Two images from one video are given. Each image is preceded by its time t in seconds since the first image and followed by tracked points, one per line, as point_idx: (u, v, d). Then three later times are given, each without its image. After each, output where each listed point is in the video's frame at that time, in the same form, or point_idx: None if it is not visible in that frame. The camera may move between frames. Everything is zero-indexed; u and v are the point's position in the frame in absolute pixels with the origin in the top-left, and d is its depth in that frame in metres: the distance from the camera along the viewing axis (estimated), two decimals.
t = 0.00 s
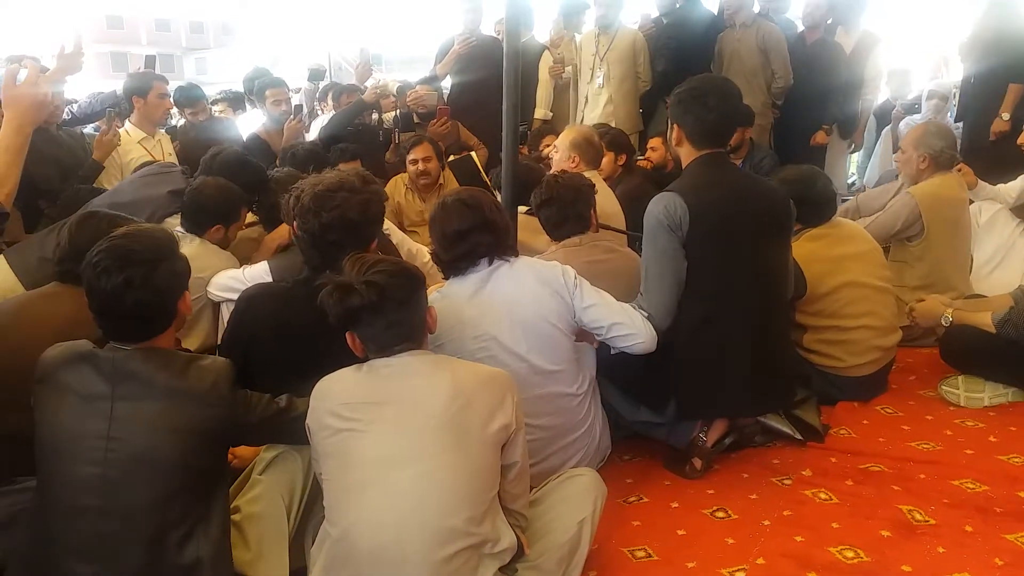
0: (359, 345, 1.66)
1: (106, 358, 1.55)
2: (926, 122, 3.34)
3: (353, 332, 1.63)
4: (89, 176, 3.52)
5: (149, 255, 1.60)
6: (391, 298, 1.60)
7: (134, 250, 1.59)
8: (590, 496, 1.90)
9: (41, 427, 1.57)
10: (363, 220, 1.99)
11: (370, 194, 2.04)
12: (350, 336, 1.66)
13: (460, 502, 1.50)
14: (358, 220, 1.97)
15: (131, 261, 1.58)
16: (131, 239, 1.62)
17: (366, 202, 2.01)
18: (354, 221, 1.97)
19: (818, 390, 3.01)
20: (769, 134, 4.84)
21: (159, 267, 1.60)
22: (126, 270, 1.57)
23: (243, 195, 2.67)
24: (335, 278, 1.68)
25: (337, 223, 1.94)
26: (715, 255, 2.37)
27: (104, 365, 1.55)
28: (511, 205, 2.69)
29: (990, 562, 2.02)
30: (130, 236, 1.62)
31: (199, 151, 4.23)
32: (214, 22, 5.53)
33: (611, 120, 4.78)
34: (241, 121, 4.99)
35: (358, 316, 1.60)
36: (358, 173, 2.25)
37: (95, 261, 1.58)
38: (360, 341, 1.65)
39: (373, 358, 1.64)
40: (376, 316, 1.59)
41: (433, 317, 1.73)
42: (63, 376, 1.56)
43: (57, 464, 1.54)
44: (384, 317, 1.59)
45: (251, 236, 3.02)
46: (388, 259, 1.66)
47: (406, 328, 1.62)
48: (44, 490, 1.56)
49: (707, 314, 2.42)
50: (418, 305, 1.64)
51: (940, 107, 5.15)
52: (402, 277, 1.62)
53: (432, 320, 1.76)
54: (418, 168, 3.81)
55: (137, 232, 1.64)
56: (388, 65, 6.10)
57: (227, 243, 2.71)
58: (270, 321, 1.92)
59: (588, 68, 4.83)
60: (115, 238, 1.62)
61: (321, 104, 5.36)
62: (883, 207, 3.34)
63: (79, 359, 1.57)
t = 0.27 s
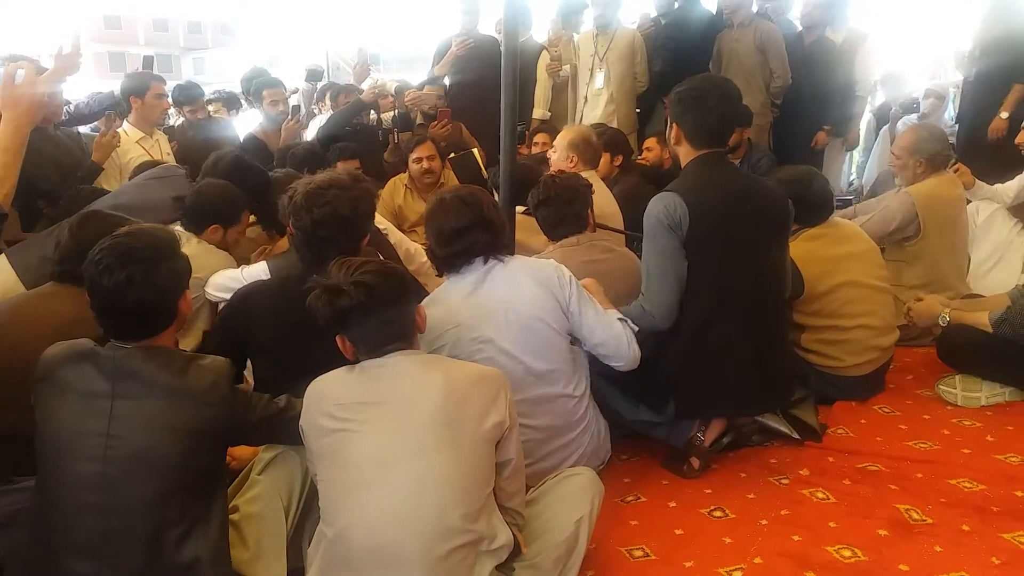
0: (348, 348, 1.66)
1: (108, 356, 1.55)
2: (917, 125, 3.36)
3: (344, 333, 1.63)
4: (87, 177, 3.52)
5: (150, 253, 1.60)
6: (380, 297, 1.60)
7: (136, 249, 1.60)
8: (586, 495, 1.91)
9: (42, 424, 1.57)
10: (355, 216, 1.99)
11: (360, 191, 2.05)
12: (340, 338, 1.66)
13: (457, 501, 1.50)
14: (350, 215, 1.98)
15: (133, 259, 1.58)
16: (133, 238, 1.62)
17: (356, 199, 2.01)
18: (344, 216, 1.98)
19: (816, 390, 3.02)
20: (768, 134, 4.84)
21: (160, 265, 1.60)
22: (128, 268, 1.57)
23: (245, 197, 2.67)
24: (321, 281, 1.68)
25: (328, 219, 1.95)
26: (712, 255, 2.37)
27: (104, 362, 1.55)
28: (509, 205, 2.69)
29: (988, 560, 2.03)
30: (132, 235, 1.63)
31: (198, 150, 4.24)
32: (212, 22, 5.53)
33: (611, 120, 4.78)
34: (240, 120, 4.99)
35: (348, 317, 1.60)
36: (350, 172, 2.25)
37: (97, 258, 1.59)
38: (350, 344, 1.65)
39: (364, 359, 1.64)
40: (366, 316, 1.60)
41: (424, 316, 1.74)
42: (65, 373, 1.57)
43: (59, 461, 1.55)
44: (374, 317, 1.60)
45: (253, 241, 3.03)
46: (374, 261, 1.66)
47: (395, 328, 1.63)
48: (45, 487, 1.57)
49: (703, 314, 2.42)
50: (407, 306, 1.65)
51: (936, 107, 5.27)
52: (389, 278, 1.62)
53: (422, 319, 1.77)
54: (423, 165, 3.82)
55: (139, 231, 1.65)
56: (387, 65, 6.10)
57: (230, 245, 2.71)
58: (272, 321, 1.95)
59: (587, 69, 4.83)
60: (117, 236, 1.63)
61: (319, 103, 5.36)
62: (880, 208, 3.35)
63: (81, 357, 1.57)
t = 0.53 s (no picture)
0: (349, 348, 1.65)
1: (98, 355, 1.55)
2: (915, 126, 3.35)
3: (344, 334, 1.63)
4: (88, 176, 3.52)
5: (133, 250, 1.60)
6: (381, 298, 1.60)
7: (118, 246, 1.60)
8: (587, 494, 1.90)
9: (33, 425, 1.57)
10: (351, 213, 2.00)
11: (357, 189, 2.05)
12: (340, 338, 1.66)
13: (457, 500, 1.50)
14: (345, 212, 1.98)
15: (115, 256, 1.59)
16: (116, 236, 1.63)
17: (351, 197, 2.02)
18: (342, 213, 1.98)
19: (818, 389, 3.01)
20: (771, 133, 4.83)
21: (145, 261, 1.61)
22: (110, 265, 1.58)
23: (251, 201, 2.67)
24: (320, 283, 1.68)
25: (324, 217, 1.96)
26: (714, 254, 2.37)
27: (94, 362, 1.55)
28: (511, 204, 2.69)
29: (990, 560, 2.03)
30: (114, 232, 1.63)
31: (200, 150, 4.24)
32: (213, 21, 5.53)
33: (614, 120, 4.77)
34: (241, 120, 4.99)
35: (348, 318, 1.60)
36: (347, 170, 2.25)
37: (81, 256, 1.59)
38: (350, 343, 1.64)
39: (364, 359, 1.64)
40: (367, 317, 1.60)
41: (424, 315, 1.74)
42: (54, 374, 1.56)
43: (51, 461, 1.54)
44: (373, 318, 1.60)
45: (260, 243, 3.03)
46: (374, 261, 1.66)
47: (394, 328, 1.62)
48: (38, 487, 1.57)
49: (705, 314, 2.42)
50: (407, 305, 1.64)
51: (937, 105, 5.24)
52: (389, 278, 1.62)
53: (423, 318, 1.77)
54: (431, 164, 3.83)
55: (122, 229, 1.65)
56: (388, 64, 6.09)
57: (238, 247, 2.70)
58: (274, 322, 1.96)
59: (589, 68, 4.82)
60: (101, 233, 1.63)
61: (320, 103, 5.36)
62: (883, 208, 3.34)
63: (71, 357, 1.57)
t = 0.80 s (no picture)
0: (349, 346, 1.66)
1: (84, 355, 1.55)
2: (906, 125, 3.38)
3: (344, 332, 1.64)
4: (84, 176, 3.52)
5: (113, 248, 1.60)
6: (380, 297, 1.61)
7: (99, 244, 1.60)
8: (583, 493, 1.90)
9: (23, 426, 1.57)
10: (340, 211, 2.00)
11: (346, 186, 2.05)
12: (340, 337, 1.67)
13: (454, 500, 1.50)
14: (333, 210, 1.98)
15: (95, 253, 1.59)
16: (99, 234, 1.63)
17: (340, 193, 2.02)
18: (329, 211, 1.98)
19: (813, 387, 3.02)
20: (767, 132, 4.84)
21: (125, 260, 1.60)
22: (89, 263, 1.58)
23: (247, 201, 2.67)
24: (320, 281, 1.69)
25: (313, 215, 1.96)
26: (710, 252, 2.37)
27: (81, 362, 1.55)
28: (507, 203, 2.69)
29: (985, 557, 2.03)
30: (97, 230, 1.63)
31: (196, 149, 4.23)
32: (210, 21, 5.53)
33: (611, 119, 4.79)
34: (238, 119, 4.99)
35: (348, 316, 1.61)
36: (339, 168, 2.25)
37: (63, 254, 1.60)
38: (350, 342, 1.65)
39: (363, 358, 1.65)
40: (365, 316, 1.60)
41: (425, 315, 1.74)
42: (42, 375, 1.57)
43: (41, 461, 1.55)
44: (371, 317, 1.61)
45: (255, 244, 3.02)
46: (375, 260, 1.67)
47: (400, 324, 1.64)
48: (30, 486, 1.57)
49: (701, 312, 2.42)
50: (406, 304, 1.65)
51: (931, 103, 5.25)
52: (388, 277, 1.63)
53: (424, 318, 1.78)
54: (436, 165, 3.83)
55: (104, 228, 1.65)
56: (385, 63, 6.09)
57: (234, 246, 2.70)
58: (269, 321, 1.95)
59: (585, 67, 4.83)
60: (83, 231, 1.64)
61: (316, 102, 5.35)
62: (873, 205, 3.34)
63: (58, 358, 1.57)
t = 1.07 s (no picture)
0: (355, 342, 1.66)
1: (110, 348, 1.56)
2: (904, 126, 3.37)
3: (351, 327, 1.64)
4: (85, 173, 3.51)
5: (154, 251, 1.62)
6: (386, 295, 1.61)
7: (140, 244, 1.63)
8: (584, 493, 1.90)
9: (40, 414, 1.57)
10: (343, 209, 2.00)
11: (352, 185, 2.06)
12: (345, 332, 1.67)
13: (456, 499, 1.50)
14: (338, 209, 1.98)
15: (137, 253, 1.61)
16: (143, 235, 1.66)
17: (343, 192, 2.02)
18: (333, 210, 1.98)
19: (815, 386, 3.02)
20: (768, 131, 4.83)
21: (162, 264, 1.62)
22: (128, 261, 1.60)
23: (249, 199, 2.66)
24: (330, 275, 1.69)
25: (317, 215, 1.96)
26: (713, 251, 2.36)
27: (104, 355, 1.56)
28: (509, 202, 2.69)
29: (986, 557, 2.03)
30: (143, 232, 1.66)
31: (197, 147, 4.23)
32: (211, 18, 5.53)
33: (610, 117, 4.78)
34: (239, 117, 4.98)
35: (354, 312, 1.61)
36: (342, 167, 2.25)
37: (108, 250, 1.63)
38: (356, 338, 1.65)
39: (369, 355, 1.64)
40: (370, 313, 1.60)
41: (430, 314, 1.74)
42: (63, 365, 1.57)
43: (53, 452, 1.55)
44: (378, 314, 1.60)
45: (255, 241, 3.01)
46: (382, 257, 1.67)
47: (406, 322, 1.63)
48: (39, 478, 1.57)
49: (705, 311, 2.42)
50: (413, 302, 1.65)
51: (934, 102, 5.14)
52: (393, 274, 1.63)
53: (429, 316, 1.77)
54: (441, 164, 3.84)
55: (150, 229, 1.68)
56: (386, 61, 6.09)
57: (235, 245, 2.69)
58: (273, 319, 1.95)
59: (583, 65, 4.82)
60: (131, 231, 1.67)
61: (316, 100, 5.35)
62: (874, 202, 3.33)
63: (84, 349, 1.57)
